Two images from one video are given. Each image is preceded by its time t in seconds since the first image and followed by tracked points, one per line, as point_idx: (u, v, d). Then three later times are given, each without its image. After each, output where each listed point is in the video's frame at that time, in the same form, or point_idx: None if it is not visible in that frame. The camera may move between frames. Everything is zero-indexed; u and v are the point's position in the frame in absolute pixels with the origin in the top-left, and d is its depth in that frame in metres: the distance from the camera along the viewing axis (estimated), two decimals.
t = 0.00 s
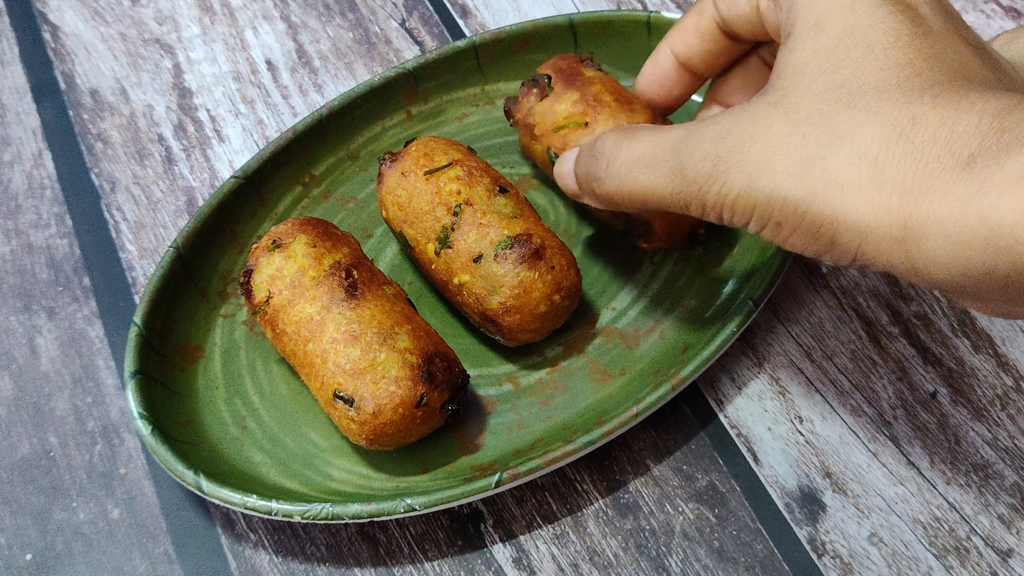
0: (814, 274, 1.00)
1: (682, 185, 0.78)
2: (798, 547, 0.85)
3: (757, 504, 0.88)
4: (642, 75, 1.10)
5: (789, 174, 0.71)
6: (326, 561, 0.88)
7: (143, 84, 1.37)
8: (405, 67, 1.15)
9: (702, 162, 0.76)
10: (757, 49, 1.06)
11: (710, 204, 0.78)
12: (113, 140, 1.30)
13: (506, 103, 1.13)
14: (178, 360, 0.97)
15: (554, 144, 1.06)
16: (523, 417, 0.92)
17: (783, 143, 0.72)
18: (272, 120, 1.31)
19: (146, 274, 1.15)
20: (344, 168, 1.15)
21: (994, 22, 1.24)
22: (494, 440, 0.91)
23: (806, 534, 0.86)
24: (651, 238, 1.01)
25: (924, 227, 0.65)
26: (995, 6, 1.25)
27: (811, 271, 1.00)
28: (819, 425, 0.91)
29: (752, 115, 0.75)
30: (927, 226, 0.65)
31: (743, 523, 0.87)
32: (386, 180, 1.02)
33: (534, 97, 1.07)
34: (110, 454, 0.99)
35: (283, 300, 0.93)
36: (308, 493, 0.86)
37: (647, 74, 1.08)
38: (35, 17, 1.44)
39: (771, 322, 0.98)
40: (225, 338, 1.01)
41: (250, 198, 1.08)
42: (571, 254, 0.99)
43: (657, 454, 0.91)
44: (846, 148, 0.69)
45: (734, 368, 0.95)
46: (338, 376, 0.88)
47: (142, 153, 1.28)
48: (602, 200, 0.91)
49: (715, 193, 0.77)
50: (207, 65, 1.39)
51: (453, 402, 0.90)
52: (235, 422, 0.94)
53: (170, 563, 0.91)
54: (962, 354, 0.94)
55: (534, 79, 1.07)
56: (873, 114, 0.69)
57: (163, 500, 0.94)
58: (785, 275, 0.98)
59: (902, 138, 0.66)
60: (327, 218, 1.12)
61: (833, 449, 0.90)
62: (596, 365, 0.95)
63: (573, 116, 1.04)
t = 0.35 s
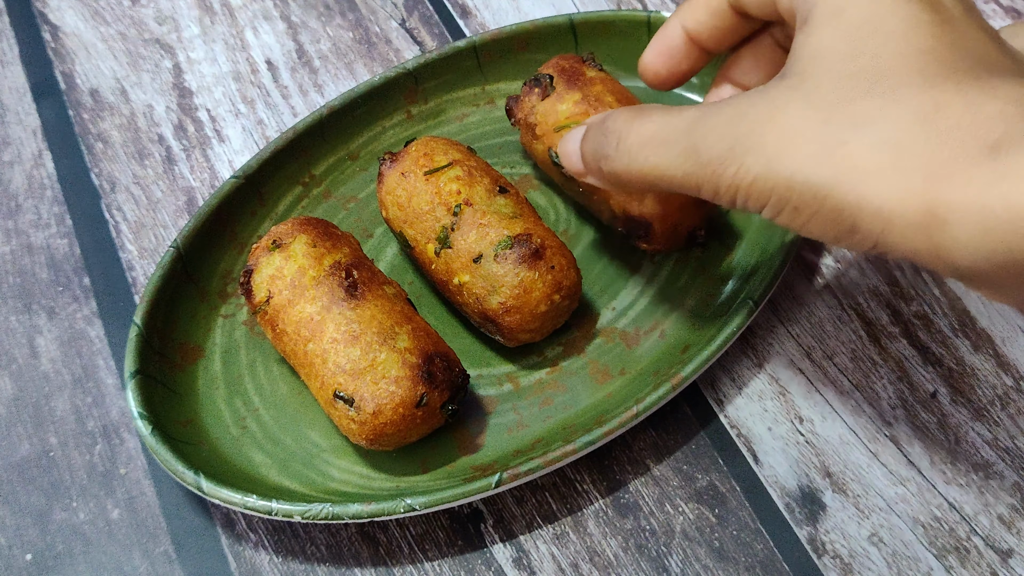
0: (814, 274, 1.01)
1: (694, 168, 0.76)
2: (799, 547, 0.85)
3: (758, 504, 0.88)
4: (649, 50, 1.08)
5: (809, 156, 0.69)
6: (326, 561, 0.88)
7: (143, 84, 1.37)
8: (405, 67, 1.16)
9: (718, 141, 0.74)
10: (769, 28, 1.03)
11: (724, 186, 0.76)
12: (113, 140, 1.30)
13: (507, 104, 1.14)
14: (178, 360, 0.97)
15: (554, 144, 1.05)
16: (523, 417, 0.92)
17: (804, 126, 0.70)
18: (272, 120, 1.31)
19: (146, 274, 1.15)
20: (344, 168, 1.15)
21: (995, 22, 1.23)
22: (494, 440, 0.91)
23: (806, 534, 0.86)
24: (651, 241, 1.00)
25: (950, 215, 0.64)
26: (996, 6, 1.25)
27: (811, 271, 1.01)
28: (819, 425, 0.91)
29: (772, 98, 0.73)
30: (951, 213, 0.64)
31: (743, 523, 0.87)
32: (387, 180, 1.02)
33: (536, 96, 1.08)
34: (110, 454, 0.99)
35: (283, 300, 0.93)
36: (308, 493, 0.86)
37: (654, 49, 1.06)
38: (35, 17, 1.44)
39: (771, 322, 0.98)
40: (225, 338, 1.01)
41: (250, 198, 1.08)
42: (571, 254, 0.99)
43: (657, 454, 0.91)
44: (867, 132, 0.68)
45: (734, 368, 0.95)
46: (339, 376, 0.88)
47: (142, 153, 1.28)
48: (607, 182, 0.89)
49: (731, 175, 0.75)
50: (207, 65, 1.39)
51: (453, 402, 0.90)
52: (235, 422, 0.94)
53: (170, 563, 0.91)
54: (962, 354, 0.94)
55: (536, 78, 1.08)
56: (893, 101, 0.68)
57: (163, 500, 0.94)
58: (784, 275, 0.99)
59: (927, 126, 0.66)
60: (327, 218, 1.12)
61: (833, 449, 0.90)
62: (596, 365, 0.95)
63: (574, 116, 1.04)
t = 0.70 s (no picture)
0: (813, 275, 1.01)
1: (990, 194, 0.47)
2: (798, 547, 0.85)
3: (757, 504, 0.88)
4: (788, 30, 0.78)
5: None
6: (326, 561, 0.88)
7: (143, 84, 1.38)
8: (405, 67, 1.16)
9: None
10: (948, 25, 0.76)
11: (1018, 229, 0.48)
12: (113, 140, 1.30)
13: (507, 104, 1.15)
14: (178, 360, 0.97)
15: (556, 142, 1.05)
16: (524, 417, 0.92)
17: None
18: (272, 120, 1.31)
19: (146, 274, 1.15)
20: (344, 168, 1.15)
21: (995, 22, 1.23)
22: (494, 440, 0.91)
23: (806, 534, 0.85)
24: (652, 240, 1.00)
25: None
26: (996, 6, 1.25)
27: (810, 272, 1.01)
28: (819, 425, 0.91)
29: None
30: None
31: (743, 523, 0.86)
32: (387, 180, 1.02)
33: (539, 95, 1.08)
34: (110, 454, 0.99)
35: (283, 300, 0.93)
36: (308, 493, 0.86)
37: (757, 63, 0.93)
38: (36, 18, 1.45)
39: (770, 322, 0.98)
40: (225, 339, 1.01)
41: (250, 198, 1.09)
42: (571, 254, 0.99)
43: (657, 454, 0.91)
44: None
45: (734, 368, 0.96)
46: (338, 376, 0.88)
47: (142, 153, 1.28)
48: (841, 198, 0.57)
49: None
50: (207, 65, 1.39)
51: (453, 402, 0.90)
52: (235, 422, 0.94)
53: (169, 563, 0.90)
54: (962, 354, 0.94)
55: (539, 76, 1.08)
56: None
57: (163, 500, 0.94)
58: (784, 274, 0.99)
59: None
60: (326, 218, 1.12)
61: (833, 449, 0.89)
62: (596, 365, 0.95)
63: (577, 114, 1.04)
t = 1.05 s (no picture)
0: (813, 276, 1.01)
1: None
2: (798, 547, 0.85)
3: (757, 504, 0.88)
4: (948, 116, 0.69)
5: None
6: (326, 561, 0.88)
7: (143, 84, 1.38)
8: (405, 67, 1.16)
9: None
10: None
11: None
12: (113, 140, 1.30)
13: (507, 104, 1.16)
14: (178, 360, 0.97)
15: (557, 141, 1.05)
16: (524, 417, 0.92)
17: None
18: (272, 120, 1.31)
19: (146, 274, 1.15)
20: (344, 168, 1.15)
21: (995, 22, 1.23)
22: (495, 440, 0.91)
23: (805, 534, 0.85)
24: (653, 240, 1.00)
25: None
26: (995, 6, 1.25)
27: (810, 273, 1.01)
28: (819, 425, 0.91)
29: None
30: None
31: (743, 523, 0.87)
32: (387, 180, 1.02)
33: (539, 94, 1.08)
34: (110, 454, 0.99)
35: (283, 300, 0.93)
36: (308, 493, 0.86)
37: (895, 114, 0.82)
38: (35, 18, 1.45)
39: (770, 322, 0.98)
40: (225, 339, 1.01)
41: (250, 198, 1.09)
42: (571, 254, 0.99)
43: (657, 454, 0.91)
44: None
45: (734, 368, 0.96)
46: (338, 376, 0.88)
47: (142, 153, 1.28)
48: None
49: None
50: (207, 65, 1.39)
51: (453, 402, 0.90)
52: (235, 422, 0.94)
53: (169, 563, 0.90)
54: (962, 354, 0.94)
55: (539, 76, 1.08)
56: None
57: (163, 500, 0.94)
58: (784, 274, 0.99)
59: None
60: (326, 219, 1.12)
61: (833, 449, 0.89)
62: (596, 365, 0.95)
63: (577, 114, 1.04)
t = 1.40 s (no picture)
0: (813, 275, 1.01)
1: None
2: (799, 547, 0.85)
3: (757, 504, 0.88)
4: None
5: None
6: (326, 561, 0.88)
7: (143, 84, 1.38)
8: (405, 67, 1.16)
9: None
10: None
11: None
12: (112, 140, 1.30)
13: (507, 104, 1.16)
14: (177, 360, 0.97)
15: (557, 141, 1.05)
16: (524, 417, 0.92)
17: None
18: (272, 119, 1.31)
19: (146, 274, 1.15)
20: (344, 168, 1.15)
21: (995, 22, 1.23)
22: (495, 440, 0.91)
23: (805, 534, 0.85)
24: (653, 240, 1.00)
25: None
26: (995, 6, 1.25)
27: (810, 272, 1.01)
28: (819, 426, 0.91)
29: None
30: None
31: (742, 523, 0.86)
32: (386, 181, 1.02)
33: (539, 94, 1.08)
34: (110, 453, 0.99)
35: (283, 300, 0.93)
36: (308, 493, 0.86)
37: None
38: (35, 18, 1.45)
39: (770, 322, 0.98)
40: (225, 339, 1.01)
41: (250, 198, 1.09)
42: (569, 254, 0.99)
43: (657, 454, 0.91)
44: None
45: (733, 368, 0.96)
46: (338, 376, 0.88)
47: (142, 153, 1.28)
48: None
49: None
50: (207, 65, 1.39)
51: (453, 402, 0.90)
52: (235, 422, 0.93)
53: (169, 563, 0.90)
54: (962, 354, 0.94)
55: (539, 76, 1.08)
56: None
57: (163, 500, 0.94)
58: (784, 274, 0.99)
59: None
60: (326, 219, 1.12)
61: (833, 449, 0.89)
62: (596, 365, 0.95)
63: (577, 114, 1.04)
